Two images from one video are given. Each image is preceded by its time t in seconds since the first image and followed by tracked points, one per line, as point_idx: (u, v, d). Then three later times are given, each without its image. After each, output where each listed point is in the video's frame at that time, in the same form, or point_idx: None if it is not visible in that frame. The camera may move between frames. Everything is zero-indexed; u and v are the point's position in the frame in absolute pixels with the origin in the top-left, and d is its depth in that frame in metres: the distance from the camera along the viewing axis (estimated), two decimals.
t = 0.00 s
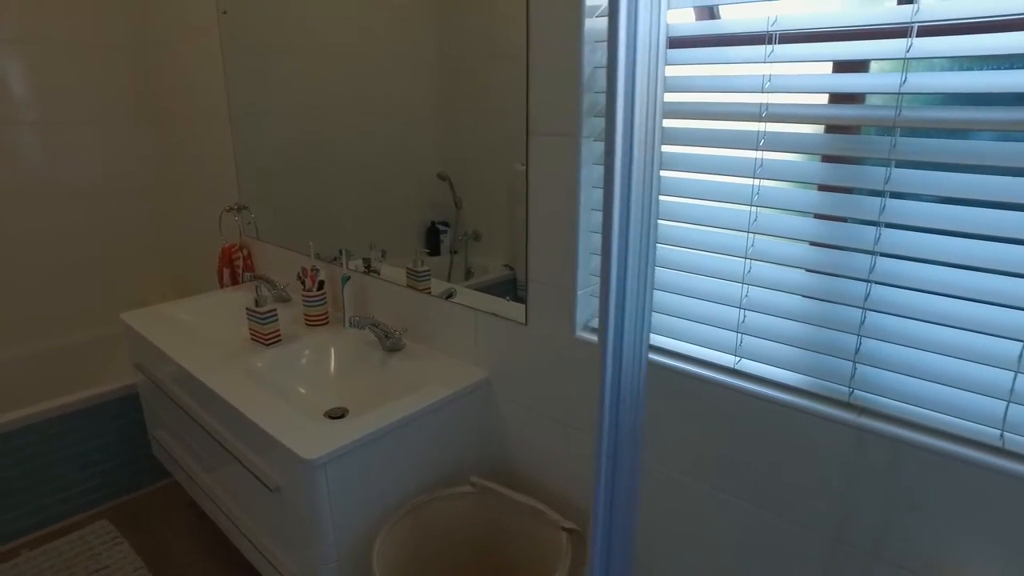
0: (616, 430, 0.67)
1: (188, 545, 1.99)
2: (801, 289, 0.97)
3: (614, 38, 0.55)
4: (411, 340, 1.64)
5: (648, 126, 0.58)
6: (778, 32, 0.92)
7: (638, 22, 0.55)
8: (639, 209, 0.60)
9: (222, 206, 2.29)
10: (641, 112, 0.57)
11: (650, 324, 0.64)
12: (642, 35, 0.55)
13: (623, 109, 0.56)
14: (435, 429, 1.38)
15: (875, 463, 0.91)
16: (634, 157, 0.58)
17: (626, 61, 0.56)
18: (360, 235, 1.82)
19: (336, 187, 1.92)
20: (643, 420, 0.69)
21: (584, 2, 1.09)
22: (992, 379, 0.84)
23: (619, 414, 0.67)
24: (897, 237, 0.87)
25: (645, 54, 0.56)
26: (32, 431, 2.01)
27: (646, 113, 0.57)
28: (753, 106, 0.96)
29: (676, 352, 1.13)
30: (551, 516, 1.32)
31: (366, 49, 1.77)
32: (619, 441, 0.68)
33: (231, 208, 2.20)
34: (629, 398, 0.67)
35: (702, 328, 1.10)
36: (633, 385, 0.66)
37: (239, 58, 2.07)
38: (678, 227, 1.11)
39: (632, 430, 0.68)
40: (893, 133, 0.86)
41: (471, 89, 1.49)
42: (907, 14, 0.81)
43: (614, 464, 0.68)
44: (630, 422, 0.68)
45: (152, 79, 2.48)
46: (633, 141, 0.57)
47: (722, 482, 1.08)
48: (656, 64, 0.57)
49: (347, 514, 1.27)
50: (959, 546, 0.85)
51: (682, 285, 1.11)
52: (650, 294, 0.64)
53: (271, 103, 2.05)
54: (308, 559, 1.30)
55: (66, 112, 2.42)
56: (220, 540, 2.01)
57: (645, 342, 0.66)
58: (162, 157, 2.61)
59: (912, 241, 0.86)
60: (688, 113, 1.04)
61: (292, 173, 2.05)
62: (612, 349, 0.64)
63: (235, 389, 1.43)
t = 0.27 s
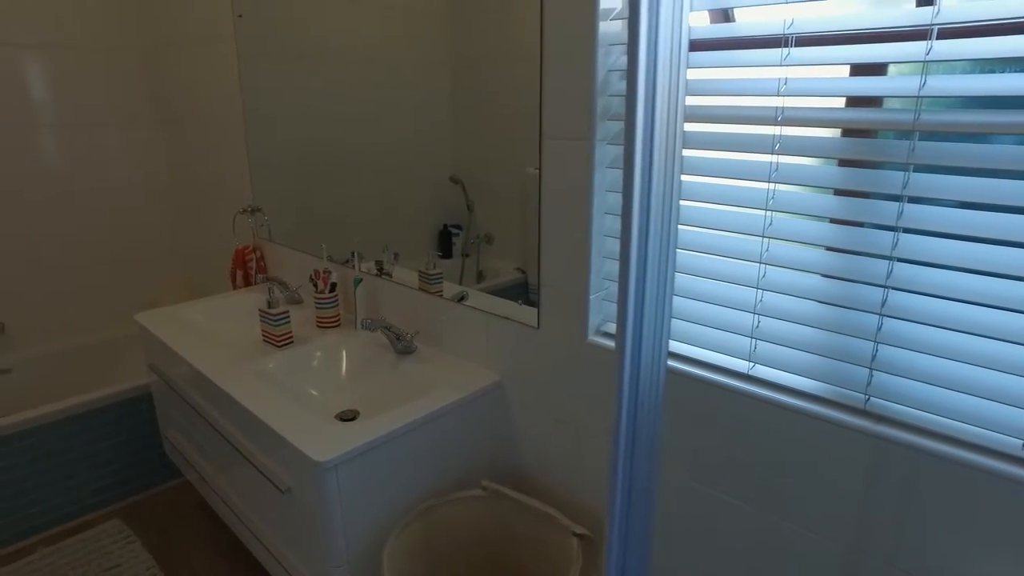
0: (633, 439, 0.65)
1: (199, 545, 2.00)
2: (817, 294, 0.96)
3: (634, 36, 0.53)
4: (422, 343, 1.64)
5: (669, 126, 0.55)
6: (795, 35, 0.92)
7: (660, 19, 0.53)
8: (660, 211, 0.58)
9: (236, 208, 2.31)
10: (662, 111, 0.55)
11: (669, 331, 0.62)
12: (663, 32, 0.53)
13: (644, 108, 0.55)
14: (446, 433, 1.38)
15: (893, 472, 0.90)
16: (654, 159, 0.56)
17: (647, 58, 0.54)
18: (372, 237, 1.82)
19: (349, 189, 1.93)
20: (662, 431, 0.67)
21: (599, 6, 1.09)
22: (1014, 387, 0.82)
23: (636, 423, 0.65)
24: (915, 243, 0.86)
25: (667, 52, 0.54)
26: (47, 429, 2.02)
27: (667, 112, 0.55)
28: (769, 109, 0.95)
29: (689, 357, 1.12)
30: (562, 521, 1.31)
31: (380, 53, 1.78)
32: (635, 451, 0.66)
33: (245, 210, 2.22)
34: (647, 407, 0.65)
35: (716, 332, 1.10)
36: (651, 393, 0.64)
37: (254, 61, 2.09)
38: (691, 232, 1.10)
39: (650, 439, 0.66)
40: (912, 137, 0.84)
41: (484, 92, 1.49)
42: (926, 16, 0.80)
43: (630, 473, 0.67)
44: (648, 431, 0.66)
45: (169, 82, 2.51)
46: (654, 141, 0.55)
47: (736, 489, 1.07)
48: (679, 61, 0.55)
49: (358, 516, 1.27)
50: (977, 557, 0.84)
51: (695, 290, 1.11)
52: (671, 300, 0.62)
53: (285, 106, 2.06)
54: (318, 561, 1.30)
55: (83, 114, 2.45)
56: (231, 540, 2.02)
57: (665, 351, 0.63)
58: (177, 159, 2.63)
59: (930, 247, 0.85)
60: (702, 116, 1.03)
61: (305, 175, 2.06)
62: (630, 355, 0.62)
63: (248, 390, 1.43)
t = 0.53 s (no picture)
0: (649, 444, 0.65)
1: (211, 545, 2.01)
2: (831, 299, 0.95)
3: (655, 34, 0.53)
4: (433, 345, 1.64)
5: (690, 128, 0.55)
6: (810, 37, 0.91)
7: (681, 19, 0.52)
8: (678, 214, 0.57)
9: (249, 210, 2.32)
10: (682, 113, 0.54)
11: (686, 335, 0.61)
12: (684, 33, 0.52)
13: (664, 110, 0.54)
14: (457, 435, 1.38)
15: (909, 479, 0.88)
16: (674, 161, 0.55)
17: (667, 58, 0.53)
18: (384, 239, 1.82)
19: (361, 191, 1.93)
20: (678, 435, 0.66)
21: (613, 7, 1.08)
22: None
23: (653, 427, 0.64)
24: (933, 247, 0.85)
25: (688, 52, 0.53)
26: (63, 427, 2.03)
27: (687, 115, 0.54)
28: (783, 111, 0.95)
29: (701, 360, 1.11)
30: (572, 525, 1.31)
31: (393, 55, 1.78)
32: (652, 456, 0.65)
33: (258, 211, 2.23)
34: (663, 412, 0.64)
35: (729, 336, 1.09)
36: (668, 397, 0.64)
37: (268, 63, 2.10)
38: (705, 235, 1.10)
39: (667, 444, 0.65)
40: (930, 139, 0.83)
41: (496, 94, 1.49)
42: (945, 17, 0.79)
43: (646, 479, 0.66)
44: (665, 436, 0.65)
45: (184, 84, 2.53)
46: (674, 143, 0.55)
47: (748, 495, 1.06)
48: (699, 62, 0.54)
49: (369, 518, 1.27)
50: (995, 567, 0.82)
51: (708, 293, 1.10)
52: (688, 305, 0.61)
53: (298, 108, 2.07)
54: (328, 562, 1.30)
55: (100, 116, 2.47)
56: (241, 541, 2.02)
57: (682, 355, 0.63)
58: (192, 161, 2.65)
59: (948, 251, 0.84)
60: (716, 119, 1.03)
61: (318, 177, 2.06)
62: (647, 359, 0.61)
63: (259, 390, 1.44)
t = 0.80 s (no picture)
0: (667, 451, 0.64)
1: (221, 543, 2.02)
2: (845, 302, 0.94)
3: (675, 37, 0.52)
4: (444, 346, 1.64)
5: (710, 132, 0.55)
6: (825, 39, 0.90)
7: (703, 20, 0.51)
8: (699, 219, 0.57)
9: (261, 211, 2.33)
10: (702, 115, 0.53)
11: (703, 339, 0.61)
12: (706, 33, 0.52)
13: (684, 112, 0.53)
14: (467, 437, 1.38)
15: (923, 485, 0.87)
16: (693, 165, 0.55)
17: (688, 59, 0.52)
18: (395, 240, 1.83)
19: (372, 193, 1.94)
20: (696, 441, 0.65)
21: (625, 9, 1.08)
22: None
23: (670, 433, 0.63)
24: (949, 251, 0.84)
25: (709, 55, 0.53)
26: (76, 425, 2.05)
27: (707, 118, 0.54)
28: (797, 113, 0.94)
29: (713, 362, 1.11)
30: (583, 528, 1.30)
31: (405, 57, 1.79)
32: (668, 462, 0.65)
33: (269, 212, 2.24)
34: (681, 418, 0.64)
35: (741, 340, 1.08)
36: (686, 403, 0.63)
37: (281, 65, 2.11)
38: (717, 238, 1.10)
39: (684, 451, 0.65)
40: (946, 142, 0.83)
41: (508, 96, 1.49)
42: (965, 18, 0.78)
43: (663, 487, 0.65)
44: (682, 442, 0.64)
45: (199, 85, 2.55)
46: (694, 146, 0.54)
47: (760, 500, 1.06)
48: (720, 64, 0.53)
49: (379, 518, 1.27)
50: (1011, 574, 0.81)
51: (720, 296, 1.10)
52: (706, 309, 0.61)
53: (310, 109, 2.08)
54: (338, 563, 1.30)
55: (115, 117, 2.50)
56: (252, 540, 2.03)
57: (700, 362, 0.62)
58: (205, 162, 2.67)
59: (964, 254, 0.83)
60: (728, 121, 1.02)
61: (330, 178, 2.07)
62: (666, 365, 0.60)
63: (270, 390, 1.44)
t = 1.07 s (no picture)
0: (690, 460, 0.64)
1: (233, 542, 2.03)
2: (861, 306, 0.93)
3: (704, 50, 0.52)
4: (456, 348, 1.64)
5: (739, 143, 0.54)
6: (843, 40, 0.89)
7: (732, 33, 0.51)
8: (727, 230, 0.56)
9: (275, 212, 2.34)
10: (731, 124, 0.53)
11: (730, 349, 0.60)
12: (735, 41, 0.52)
13: (712, 120, 0.53)
14: (479, 439, 1.38)
15: (941, 492, 0.86)
16: (720, 177, 0.55)
17: (717, 67, 0.52)
18: (408, 241, 1.83)
19: (385, 194, 1.94)
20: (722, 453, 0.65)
21: (640, 11, 1.08)
22: None
23: (695, 443, 0.63)
24: (968, 255, 0.83)
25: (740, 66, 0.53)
26: (90, 423, 2.07)
27: (737, 126, 0.53)
28: (814, 115, 0.93)
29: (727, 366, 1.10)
30: (594, 531, 1.30)
31: (418, 59, 1.79)
32: (692, 470, 0.64)
33: (283, 213, 2.25)
34: (706, 429, 0.63)
35: (755, 343, 1.07)
36: (711, 414, 0.62)
37: (295, 66, 2.12)
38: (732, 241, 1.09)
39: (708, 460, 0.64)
40: (967, 144, 0.82)
41: (521, 97, 1.49)
42: (988, 18, 0.77)
43: (687, 496, 0.65)
44: (707, 453, 0.64)
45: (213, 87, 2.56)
46: (721, 155, 0.54)
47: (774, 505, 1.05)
48: (751, 71, 0.53)
49: (391, 519, 1.27)
50: None
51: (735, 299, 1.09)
52: (734, 319, 0.60)
53: (324, 110, 2.09)
54: (349, 563, 1.30)
55: (131, 118, 2.52)
56: (263, 539, 2.04)
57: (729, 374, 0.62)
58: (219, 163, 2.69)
59: (985, 259, 0.82)
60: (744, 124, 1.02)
61: (343, 178, 2.08)
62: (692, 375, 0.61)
63: (283, 390, 1.45)
